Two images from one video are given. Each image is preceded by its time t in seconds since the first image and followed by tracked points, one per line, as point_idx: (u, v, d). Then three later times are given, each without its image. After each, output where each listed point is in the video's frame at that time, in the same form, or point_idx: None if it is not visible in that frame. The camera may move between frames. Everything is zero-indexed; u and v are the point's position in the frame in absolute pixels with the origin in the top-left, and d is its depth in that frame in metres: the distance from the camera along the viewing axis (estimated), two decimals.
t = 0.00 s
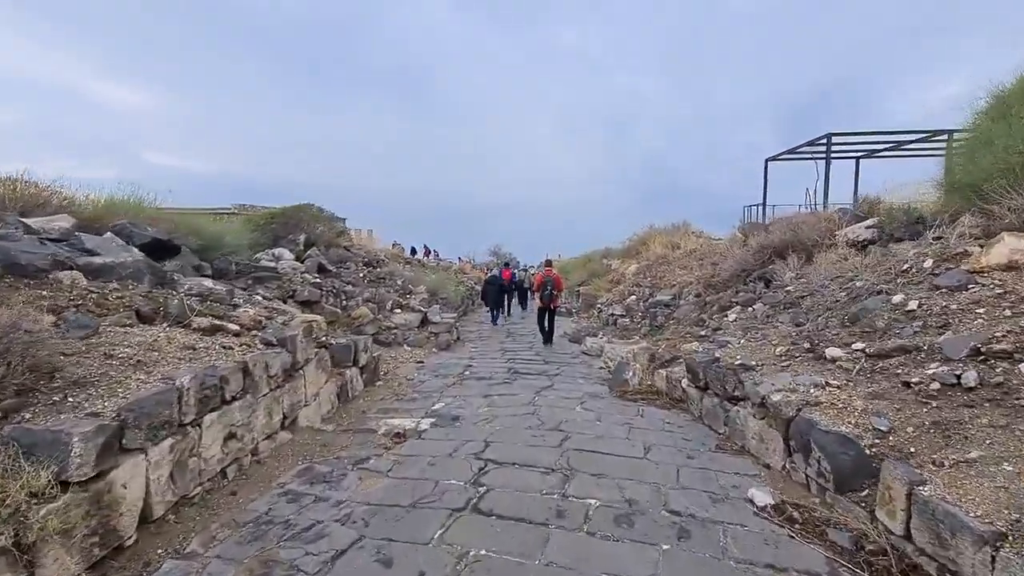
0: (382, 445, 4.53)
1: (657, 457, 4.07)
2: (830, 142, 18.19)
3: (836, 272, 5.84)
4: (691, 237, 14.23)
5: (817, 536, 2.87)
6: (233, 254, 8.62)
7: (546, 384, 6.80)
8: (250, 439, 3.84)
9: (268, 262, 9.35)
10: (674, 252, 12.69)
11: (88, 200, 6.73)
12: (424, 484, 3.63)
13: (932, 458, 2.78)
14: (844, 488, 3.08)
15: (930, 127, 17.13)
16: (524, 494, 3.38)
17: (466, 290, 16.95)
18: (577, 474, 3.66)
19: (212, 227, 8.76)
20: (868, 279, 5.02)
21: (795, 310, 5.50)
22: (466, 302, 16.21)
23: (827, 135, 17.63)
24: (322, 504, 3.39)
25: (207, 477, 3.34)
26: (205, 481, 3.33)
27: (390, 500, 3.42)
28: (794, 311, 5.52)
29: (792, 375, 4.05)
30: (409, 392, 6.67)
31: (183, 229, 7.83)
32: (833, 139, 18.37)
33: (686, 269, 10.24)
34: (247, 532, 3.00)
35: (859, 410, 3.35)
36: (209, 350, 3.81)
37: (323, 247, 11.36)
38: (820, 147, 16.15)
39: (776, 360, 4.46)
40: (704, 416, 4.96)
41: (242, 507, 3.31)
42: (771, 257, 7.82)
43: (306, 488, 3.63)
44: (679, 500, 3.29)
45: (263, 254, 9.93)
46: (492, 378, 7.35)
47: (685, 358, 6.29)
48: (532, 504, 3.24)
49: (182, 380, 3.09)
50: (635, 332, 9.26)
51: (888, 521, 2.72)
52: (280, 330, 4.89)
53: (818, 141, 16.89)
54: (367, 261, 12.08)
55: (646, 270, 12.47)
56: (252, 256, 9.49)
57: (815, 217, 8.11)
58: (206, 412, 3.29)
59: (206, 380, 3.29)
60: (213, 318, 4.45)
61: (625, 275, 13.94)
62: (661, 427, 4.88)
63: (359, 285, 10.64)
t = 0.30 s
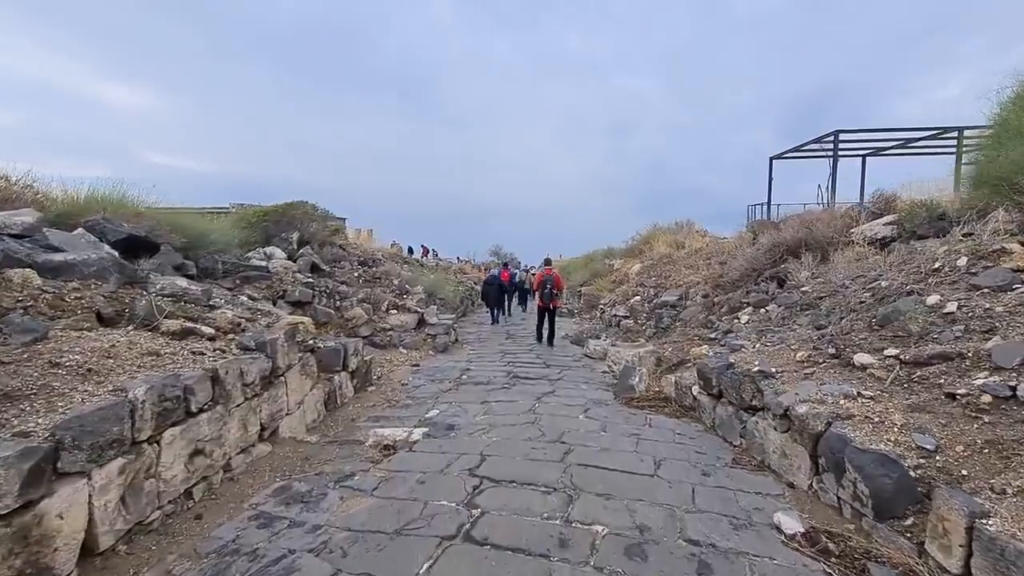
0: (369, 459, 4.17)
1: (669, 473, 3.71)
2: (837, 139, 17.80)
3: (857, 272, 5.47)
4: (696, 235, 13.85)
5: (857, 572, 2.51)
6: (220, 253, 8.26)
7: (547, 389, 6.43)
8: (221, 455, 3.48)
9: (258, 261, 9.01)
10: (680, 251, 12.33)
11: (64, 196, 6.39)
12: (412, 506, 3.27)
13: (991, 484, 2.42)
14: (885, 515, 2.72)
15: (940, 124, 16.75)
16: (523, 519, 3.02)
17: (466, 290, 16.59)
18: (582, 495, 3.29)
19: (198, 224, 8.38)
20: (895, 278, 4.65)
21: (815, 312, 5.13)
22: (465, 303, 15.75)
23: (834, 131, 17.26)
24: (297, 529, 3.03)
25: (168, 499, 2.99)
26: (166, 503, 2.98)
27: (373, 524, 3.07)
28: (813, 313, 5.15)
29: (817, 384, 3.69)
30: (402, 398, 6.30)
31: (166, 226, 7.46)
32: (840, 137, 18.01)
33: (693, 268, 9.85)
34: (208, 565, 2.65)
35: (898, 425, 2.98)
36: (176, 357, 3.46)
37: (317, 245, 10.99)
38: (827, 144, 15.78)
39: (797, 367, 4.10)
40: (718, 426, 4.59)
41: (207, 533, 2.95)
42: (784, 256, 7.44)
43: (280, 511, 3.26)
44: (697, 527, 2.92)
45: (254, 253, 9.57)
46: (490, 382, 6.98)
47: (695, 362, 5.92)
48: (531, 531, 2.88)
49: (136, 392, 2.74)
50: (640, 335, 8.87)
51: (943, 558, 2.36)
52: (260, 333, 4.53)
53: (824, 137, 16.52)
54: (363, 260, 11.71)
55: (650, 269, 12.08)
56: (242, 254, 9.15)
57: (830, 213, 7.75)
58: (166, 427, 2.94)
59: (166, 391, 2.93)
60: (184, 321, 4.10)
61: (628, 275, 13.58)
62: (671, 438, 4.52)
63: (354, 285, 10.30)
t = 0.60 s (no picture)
0: (355, 479, 3.78)
1: (688, 498, 3.32)
2: (846, 137, 17.39)
3: (886, 273, 5.07)
4: (703, 235, 13.45)
5: None
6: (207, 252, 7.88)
7: (551, 397, 6.03)
8: (185, 479, 3.10)
9: (248, 261, 8.63)
10: (687, 251, 11.93)
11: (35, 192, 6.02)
12: (399, 538, 2.88)
13: None
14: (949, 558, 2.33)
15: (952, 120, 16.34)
16: (525, 556, 2.63)
17: (466, 291, 16.22)
18: (592, 527, 2.90)
19: (185, 222, 8.02)
20: (933, 279, 4.26)
21: (842, 316, 4.74)
22: (465, 304, 15.37)
23: (843, 128, 16.85)
24: (267, 568, 2.65)
25: (117, 534, 2.61)
26: (114, 539, 2.59)
27: (354, 562, 2.68)
28: (840, 318, 4.76)
29: (855, 398, 3.29)
30: (396, 407, 5.90)
31: (149, 224, 7.09)
32: (849, 134, 17.60)
33: (703, 268, 9.44)
34: None
35: (957, 450, 2.59)
36: (134, 369, 3.08)
37: (311, 245, 10.60)
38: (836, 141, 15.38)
39: (829, 377, 3.70)
40: (739, 441, 4.19)
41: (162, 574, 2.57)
42: (801, 255, 7.04)
43: (249, 544, 2.87)
44: (726, 568, 2.53)
45: (244, 253, 9.20)
46: (490, 389, 6.58)
47: (710, 369, 5.52)
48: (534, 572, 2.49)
49: (74, 413, 2.36)
50: (648, 338, 8.47)
51: None
52: (237, 339, 4.15)
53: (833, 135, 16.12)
54: (359, 260, 11.32)
55: (656, 270, 11.66)
56: (231, 254, 8.77)
57: (849, 210, 7.34)
58: (114, 452, 2.56)
59: (114, 410, 2.55)
60: (151, 327, 3.72)
61: (633, 275, 13.19)
62: (687, 454, 4.12)
63: (349, 285, 9.92)
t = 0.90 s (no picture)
0: (338, 505, 3.39)
1: (712, 531, 2.92)
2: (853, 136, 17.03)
3: (918, 275, 4.69)
4: (710, 234, 13.06)
5: None
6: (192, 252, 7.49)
7: (554, 407, 5.64)
8: (138, 511, 2.71)
9: (235, 262, 8.24)
10: (693, 251, 11.54)
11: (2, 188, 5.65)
12: None
13: None
14: None
15: (961, 118, 15.99)
16: None
17: (465, 292, 15.83)
18: (604, 569, 2.52)
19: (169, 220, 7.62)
20: (976, 281, 3.87)
21: (873, 322, 4.35)
22: (464, 305, 14.98)
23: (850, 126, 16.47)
24: None
25: None
26: None
27: None
28: (870, 324, 4.37)
29: (901, 417, 2.91)
30: (387, 418, 5.50)
31: (129, 221, 6.70)
32: (856, 132, 17.23)
33: (711, 269, 9.03)
34: None
35: None
36: (79, 386, 2.71)
37: (304, 244, 10.19)
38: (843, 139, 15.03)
39: (866, 392, 3.31)
40: (762, 460, 3.79)
41: None
42: (818, 255, 6.65)
43: None
44: None
45: (233, 253, 8.80)
46: (489, 398, 6.19)
47: (726, 378, 5.12)
48: None
49: None
50: (656, 344, 8.07)
51: None
52: (208, 348, 3.76)
53: (840, 132, 15.76)
54: (353, 261, 10.93)
55: (661, 270, 11.26)
56: (218, 254, 8.38)
57: (868, 207, 6.96)
58: (42, 486, 2.21)
59: (41, 438, 2.23)
60: (109, 336, 3.35)
61: (637, 276, 12.80)
62: (705, 476, 3.73)
63: (343, 286, 9.53)
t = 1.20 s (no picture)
0: (315, 529, 3.02)
1: (739, 564, 2.55)
2: (859, 132, 16.68)
3: (952, 272, 4.32)
4: (715, 232, 12.69)
5: None
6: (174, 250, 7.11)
7: (556, 415, 5.27)
8: (76, 543, 2.34)
9: (221, 260, 7.88)
10: (698, 249, 11.18)
11: None
12: None
13: None
14: None
15: (970, 114, 15.66)
16: None
17: (463, 292, 15.46)
18: None
19: (149, 215, 7.24)
20: None
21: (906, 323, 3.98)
22: (462, 305, 14.61)
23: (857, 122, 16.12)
24: None
25: None
26: None
27: None
28: (902, 325, 4.00)
29: (955, 433, 2.56)
30: (377, 426, 5.13)
31: (103, 217, 6.33)
32: (862, 128, 16.88)
33: (720, 267, 8.65)
34: None
35: None
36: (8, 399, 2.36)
37: (295, 241, 9.81)
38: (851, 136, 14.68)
39: (908, 403, 2.95)
40: (787, 477, 3.42)
41: None
42: (835, 253, 6.28)
43: None
44: None
45: (219, 251, 8.42)
46: (487, 404, 5.82)
47: (742, 384, 4.75)
48: None
49: None
50: (663, 346, 7.69)
51: None
52: (173, 352, 3.39)
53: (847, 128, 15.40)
54: (347, 259, 10.56)
55: (666, 269, 10.88)
56: (203, 251, 8.01)
57: (887, 201, 6.59)
58: None
59: None
60: (56, 340, 3.00)
61: (641, 275, 12.43)
62: (725, 495, 3.36)
63: (335, 285, 9.15)
